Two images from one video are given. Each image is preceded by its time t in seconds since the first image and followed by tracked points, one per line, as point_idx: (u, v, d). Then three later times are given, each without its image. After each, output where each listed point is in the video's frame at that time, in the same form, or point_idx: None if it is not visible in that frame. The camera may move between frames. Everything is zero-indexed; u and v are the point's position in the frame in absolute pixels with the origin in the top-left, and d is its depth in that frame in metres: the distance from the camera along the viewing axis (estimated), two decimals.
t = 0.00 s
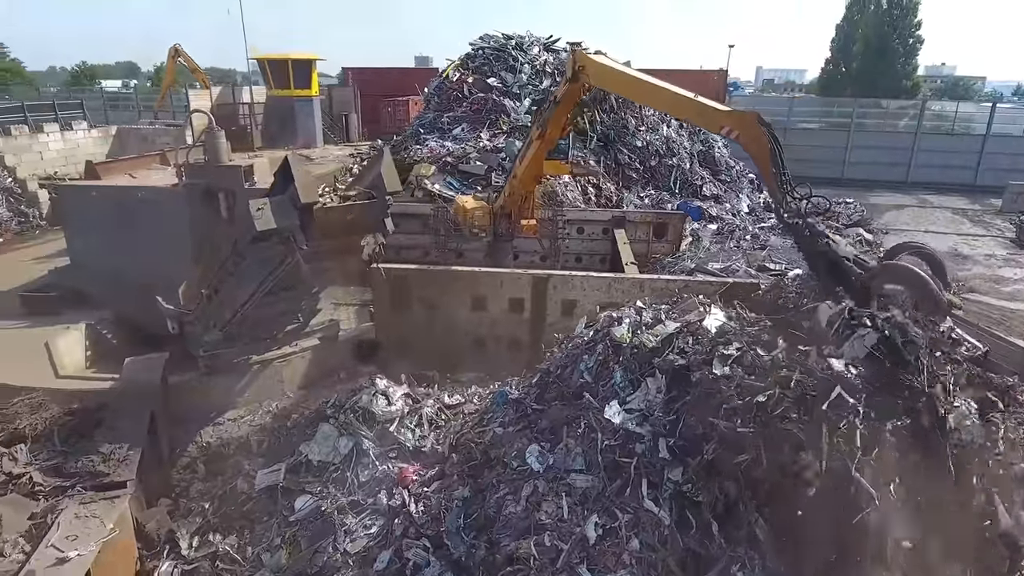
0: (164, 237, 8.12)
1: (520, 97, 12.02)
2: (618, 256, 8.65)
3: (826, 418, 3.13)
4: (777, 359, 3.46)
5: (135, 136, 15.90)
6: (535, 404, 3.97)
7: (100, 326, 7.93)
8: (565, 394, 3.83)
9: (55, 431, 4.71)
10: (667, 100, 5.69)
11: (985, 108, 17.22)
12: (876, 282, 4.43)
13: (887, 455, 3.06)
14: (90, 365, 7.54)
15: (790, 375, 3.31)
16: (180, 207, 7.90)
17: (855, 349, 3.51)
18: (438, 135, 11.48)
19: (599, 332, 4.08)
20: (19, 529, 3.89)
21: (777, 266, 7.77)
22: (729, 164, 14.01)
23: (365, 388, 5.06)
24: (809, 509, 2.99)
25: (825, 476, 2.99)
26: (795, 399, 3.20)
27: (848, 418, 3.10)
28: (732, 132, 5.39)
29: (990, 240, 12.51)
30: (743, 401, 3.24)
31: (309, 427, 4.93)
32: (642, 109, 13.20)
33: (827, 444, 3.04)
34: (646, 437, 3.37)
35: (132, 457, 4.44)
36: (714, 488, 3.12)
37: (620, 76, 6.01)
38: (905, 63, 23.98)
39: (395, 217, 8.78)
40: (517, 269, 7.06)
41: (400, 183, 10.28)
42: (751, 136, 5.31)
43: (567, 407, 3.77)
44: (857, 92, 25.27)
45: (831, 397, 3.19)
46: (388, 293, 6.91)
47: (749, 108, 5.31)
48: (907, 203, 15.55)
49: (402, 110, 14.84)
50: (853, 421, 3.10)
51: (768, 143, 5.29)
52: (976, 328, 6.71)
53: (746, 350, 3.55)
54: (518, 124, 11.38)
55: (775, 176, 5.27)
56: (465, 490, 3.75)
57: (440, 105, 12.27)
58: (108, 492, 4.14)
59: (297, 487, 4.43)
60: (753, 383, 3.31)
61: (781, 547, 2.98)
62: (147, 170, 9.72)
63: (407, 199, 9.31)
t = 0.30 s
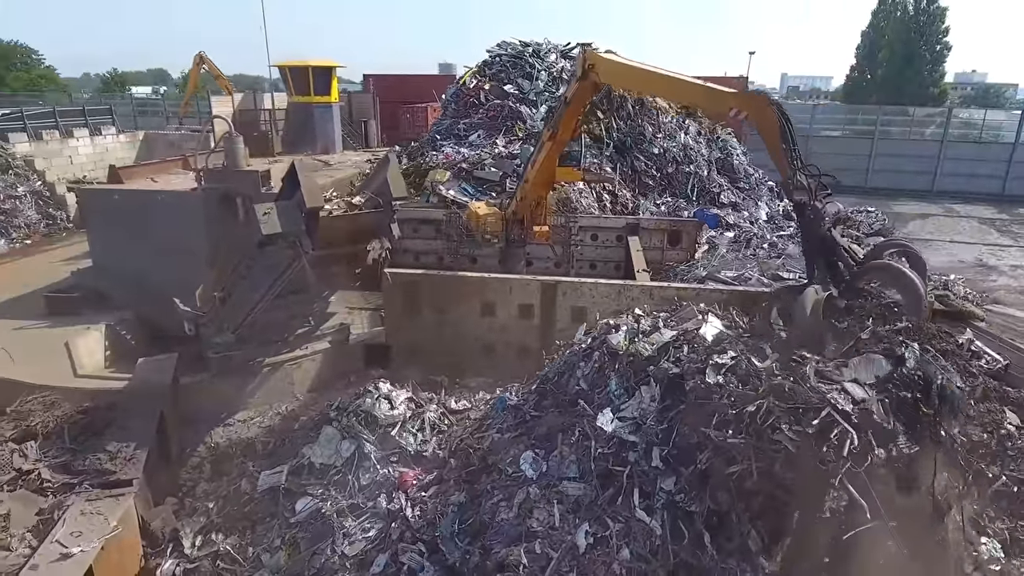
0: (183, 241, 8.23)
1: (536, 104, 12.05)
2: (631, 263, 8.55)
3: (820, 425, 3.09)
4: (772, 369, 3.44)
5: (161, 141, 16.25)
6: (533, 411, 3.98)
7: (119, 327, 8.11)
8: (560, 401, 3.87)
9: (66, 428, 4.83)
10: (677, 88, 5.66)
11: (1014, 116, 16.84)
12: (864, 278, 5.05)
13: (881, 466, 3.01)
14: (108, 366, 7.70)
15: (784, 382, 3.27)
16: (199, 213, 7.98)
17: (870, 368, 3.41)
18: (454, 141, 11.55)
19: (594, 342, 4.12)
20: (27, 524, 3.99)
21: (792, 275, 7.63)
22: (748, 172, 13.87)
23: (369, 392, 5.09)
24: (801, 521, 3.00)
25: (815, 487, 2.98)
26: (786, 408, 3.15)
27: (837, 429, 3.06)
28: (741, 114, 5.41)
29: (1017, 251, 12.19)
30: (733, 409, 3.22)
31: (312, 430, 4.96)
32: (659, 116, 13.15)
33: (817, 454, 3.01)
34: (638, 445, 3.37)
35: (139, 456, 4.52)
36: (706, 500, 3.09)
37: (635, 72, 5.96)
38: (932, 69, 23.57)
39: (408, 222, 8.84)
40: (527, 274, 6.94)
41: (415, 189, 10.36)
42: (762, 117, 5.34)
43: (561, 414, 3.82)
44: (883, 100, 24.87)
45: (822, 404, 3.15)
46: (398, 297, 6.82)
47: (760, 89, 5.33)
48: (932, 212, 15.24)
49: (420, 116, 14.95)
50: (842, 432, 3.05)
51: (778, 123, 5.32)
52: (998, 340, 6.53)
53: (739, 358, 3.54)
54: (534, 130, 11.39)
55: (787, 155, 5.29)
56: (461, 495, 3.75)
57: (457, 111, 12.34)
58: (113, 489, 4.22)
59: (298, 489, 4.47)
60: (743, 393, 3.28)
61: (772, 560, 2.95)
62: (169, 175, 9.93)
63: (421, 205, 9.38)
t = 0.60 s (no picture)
0: (200, 244, 8.35)
1: (552, 109, 12.08)
2: (644, 270, 8.50)
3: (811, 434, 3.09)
4: (766, 378, 3.43)
5: (186, 146, 16.59)
6: (531, 416, 3.99)
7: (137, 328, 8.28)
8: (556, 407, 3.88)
9: (77, 426, 4.95)
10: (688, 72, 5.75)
11: None
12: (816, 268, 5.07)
13: (872, 477, 2.98)
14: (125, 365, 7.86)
15: (777, 392, 3.28)
16: (217, 216, 8.09)
17: (884, 408, 3.34)
18: (469, 146, 11.60)
19: (591, 348, 4.13)
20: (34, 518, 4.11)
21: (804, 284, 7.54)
22: (766, 178, 13.75)
23: (372, 395, 5.12)
24: (794, 532, 2.96)
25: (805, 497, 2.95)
26: (776, 417, 3.16)
27: (828, 440, 3.03)
28: (747, 89, 5.45)
29: None
30: (723, 417, 3.23)
31: (316, 432, 5.01)
32: (676, 122, 13.09)
33: (806, 465, 2.99)
34: (631, 452, 3.36)
35: (146, 454, 4.61)
36: (697, 509, 3.08)
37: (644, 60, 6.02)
38: (961, 74, 23.16)
39: (422, 227, 8.92)
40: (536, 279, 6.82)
41: (430, 194, 10.42)
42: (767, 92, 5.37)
43: (556, 420, 3.83)
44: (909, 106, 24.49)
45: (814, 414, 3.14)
46: (408, 301, 6.72)
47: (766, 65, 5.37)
48: (957, 220, 14.94)
49: (438, 122, 15.06)
50: (832, 443, 3.02)
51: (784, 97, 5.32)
52: (1017, 352, 6.37)
53: (733, 365, 3.55)
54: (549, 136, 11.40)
55: (792, 126, 5.26)
56: (456, 499, 3.75)
57: (473, 117, 12.41)
58: (119, 486, 4.30)
59: (300, 490, 4.52)
60: (734, 402, 3.30)
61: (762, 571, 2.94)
62: (189, 179, 10.14)
63: (435, 209, 9.43)
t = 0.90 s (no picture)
0: (217, 246, 8.50)
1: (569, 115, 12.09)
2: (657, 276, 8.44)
3: (801, 442, 3.09)
4: (759, 387, 3.45)
5: (210, 150, 16.91)
6: (531, 419, 4.00)
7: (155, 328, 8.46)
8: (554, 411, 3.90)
9: (90, 422, 5.09)
10: (675, 53, 5.14)
11: None
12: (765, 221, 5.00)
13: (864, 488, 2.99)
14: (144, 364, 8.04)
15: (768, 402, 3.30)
16: (232, 218, 8.22)
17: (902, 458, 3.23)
18: (485, 151, 11.65)
19: (591, 354, 4.16)
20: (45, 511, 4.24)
21: (820, 291, 7.42)
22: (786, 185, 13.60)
23: (378, 396, 5.15)
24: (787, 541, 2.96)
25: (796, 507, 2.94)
26: (767, 427, 3.17)
27: (819, 450, 3.04)
28: (750, 65, 4.96)
29: None
30: (714, 424, 3.26)
31: (322, 433, 5.06)
32: (694, 129, 13.03)
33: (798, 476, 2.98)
34: (625, 458, 3.36)
35: (155, 450, 4.70)
36: (689, 516, 3.09)
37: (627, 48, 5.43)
38: (989, 79, 22.67)
39: (437, 231, 8.99)
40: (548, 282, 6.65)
41: (445, 199, 10.48)
42: (772, 69, 4.91)
43: (554, 424, 3.85)
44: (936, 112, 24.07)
45: (806, 424, 3.16)
46: (418, 303, 6.56)
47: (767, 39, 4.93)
48: (984, 228, 14.60)
49: (456, 127, 15.15)
50: (824, 454, 3.03)
51: (787, 69, 4.89)
52: None
53: (728, 372, 3.57)
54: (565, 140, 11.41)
55: (795, 100, 4.86)
56: (454, 501, 3.74)
57: (489, 122, 12.47)
58: (128, 482, 4.38)
59: (304, 489, 4.57)
60: (727, 410, 3.31)
61: None
62: (210, 182, 10.35)
63: (449, 214, 9.48)
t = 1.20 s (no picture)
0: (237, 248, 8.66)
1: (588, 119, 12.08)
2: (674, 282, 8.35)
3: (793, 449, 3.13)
4: (758, 395, 3.44)
5: (237, 154, 17.23)
6: (536, 423, 4.02)
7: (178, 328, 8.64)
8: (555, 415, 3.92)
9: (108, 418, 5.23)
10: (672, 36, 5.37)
11: None
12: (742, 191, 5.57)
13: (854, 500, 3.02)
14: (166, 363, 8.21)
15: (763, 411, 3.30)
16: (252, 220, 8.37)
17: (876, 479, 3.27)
18: (504, 156, 11.69)
19: (593, 359, 4.16)
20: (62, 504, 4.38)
21: (841, 298, 7.28)
22: (809, 192, 13.41)
23: (388, 397, 5.19)
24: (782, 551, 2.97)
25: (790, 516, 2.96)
26: (759, 438, 3.19)
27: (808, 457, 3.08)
28: (745, 39, 4.89)
29: None
30: (711, 432, 3.26)
31: (332, 432, 5.11)
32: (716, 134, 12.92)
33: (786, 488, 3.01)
34: (625, 463, 3.36)
35: (169, 447, 4.80)
36: (686, 524, 3.09)
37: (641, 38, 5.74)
38: None
39: (455, 236, 9.05)
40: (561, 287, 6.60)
41: (463, 204, 10.53)
42: (764, 40, 4.83)
43: (557, 427, 3.86)
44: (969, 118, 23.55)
45: (799, 435, 3.17)
46: (433, 305, 6.55)
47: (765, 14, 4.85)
48: (1017, 237, 14.21)
49: (477, 131, 15.23)
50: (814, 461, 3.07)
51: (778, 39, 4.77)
52: None
53: (729, 378, 3.56)
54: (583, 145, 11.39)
55: (782, 68, 4.75)
56: (457, 504, 3.76)
57: (509, 128, 12.52)
58: (142, 477, 4.48)
59: (313, 488, 4.62)
60: (723, 419, 3.30)
61: None
62: (233, 185, 10.56)
63: (467, 218, 9.53)
